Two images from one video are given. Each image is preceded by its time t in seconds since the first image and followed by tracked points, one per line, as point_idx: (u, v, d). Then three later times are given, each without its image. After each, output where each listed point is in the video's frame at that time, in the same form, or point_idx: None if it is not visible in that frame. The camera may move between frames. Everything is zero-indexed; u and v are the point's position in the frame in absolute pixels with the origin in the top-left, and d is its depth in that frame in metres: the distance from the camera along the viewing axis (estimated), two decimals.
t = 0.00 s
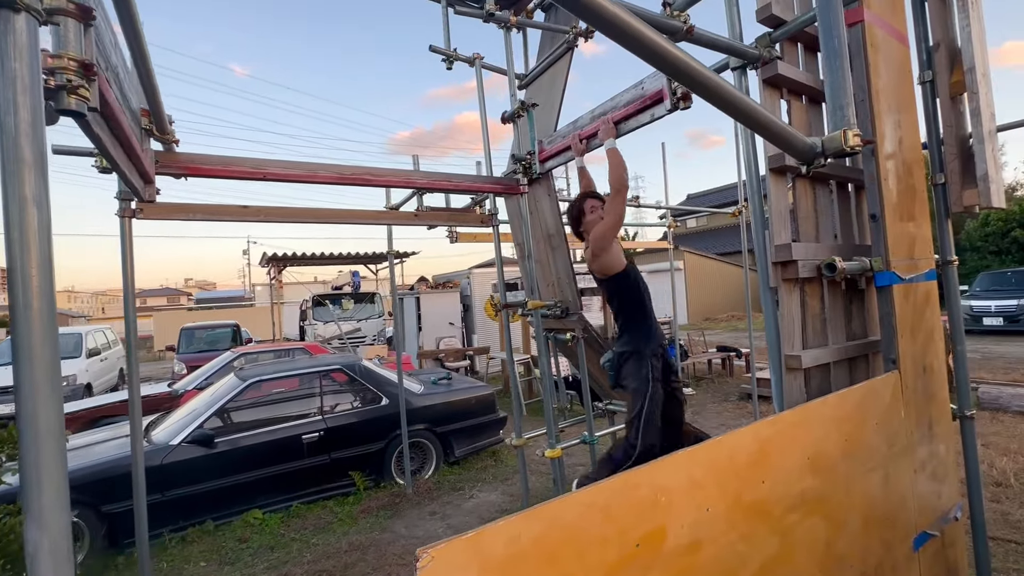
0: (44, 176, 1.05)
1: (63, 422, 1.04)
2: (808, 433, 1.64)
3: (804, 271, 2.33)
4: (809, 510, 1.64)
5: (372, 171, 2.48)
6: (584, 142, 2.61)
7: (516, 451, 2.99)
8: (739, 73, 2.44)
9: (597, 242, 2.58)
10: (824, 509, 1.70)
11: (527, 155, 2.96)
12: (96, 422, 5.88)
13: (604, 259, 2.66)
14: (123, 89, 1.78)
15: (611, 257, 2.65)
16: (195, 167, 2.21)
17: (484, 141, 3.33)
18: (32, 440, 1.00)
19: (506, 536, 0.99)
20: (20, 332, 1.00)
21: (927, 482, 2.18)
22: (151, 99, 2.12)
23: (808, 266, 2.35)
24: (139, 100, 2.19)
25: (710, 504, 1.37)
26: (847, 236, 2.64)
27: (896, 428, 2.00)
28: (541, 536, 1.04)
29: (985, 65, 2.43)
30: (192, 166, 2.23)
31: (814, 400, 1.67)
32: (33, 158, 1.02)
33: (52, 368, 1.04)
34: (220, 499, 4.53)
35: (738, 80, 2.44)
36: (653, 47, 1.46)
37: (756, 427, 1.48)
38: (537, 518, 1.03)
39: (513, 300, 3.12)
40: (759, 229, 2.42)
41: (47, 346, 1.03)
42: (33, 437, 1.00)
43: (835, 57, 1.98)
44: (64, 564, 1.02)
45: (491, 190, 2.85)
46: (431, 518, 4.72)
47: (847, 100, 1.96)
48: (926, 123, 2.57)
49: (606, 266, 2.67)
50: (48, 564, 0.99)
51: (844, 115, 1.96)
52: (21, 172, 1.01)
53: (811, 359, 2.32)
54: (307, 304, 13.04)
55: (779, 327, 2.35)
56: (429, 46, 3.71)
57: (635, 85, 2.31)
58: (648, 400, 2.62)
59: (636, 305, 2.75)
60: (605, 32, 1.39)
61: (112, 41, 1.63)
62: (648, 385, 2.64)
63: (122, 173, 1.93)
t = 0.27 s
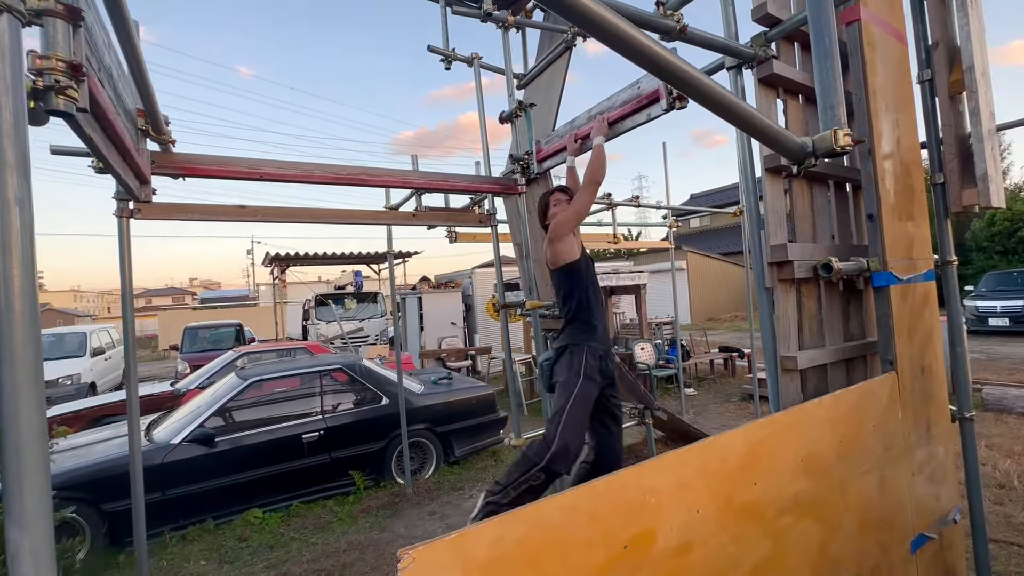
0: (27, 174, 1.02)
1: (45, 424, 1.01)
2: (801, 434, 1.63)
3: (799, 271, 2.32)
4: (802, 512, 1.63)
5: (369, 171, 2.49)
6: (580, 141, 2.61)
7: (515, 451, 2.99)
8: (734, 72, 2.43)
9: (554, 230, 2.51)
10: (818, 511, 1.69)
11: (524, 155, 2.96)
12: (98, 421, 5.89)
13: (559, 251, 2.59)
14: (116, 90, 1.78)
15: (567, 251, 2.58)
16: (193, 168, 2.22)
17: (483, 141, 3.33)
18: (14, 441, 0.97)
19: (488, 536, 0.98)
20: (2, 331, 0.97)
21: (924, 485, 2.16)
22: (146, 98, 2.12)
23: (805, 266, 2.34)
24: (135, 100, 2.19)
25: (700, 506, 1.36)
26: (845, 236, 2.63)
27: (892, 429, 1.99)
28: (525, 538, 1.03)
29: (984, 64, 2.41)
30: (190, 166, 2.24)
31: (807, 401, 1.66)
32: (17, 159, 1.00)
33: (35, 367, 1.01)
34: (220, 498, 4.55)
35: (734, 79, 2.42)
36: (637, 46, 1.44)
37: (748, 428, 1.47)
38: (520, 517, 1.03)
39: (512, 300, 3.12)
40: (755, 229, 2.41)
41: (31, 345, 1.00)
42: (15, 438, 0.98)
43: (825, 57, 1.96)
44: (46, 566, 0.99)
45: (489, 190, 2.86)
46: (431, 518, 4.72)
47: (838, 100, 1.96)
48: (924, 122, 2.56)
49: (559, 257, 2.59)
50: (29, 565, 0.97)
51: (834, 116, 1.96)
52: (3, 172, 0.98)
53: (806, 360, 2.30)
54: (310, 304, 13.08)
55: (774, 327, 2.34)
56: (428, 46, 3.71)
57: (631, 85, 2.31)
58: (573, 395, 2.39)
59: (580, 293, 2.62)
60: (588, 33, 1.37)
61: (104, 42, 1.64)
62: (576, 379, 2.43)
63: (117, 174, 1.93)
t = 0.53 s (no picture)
0: (20, 176, 1.03)
1: (38, 421, 1.01)
2: (796, 434, 1.62)
3: (796, 271, 2.31)
4: (798, 512, 1.63)
5: (369, 171, 2.49)
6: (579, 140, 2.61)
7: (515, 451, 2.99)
8: (731, 72, 2.41)
9: (549, 222, 2.50)
10: (814, 511, 1.68)
11: (524, 155, 2.96)
12: (103, 419, 5.93)
13: (547, 241, 2.59)
14: (115, 90, 1.78)
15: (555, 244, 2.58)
16: (193, 168, 2.23)
17: (483, 140, 3.33)
18: (6, 439, 0.97)
19: (477, 534, 0.99)
20: None
21: (924, 485, 2.15)
22: (146, 98, 2.12)
23: (802, 266, 2.33)
24: (134, 100, 2.19)
25: (693, 506, 1.35)
26: (844, 236, 2.62)
27: (890, 429, 1.98)
28: (513, 536, 1.04)
29: (985, 62, 2.39)
30: (190, 166, 2.25)
31: (804, 401, 1.66)
32: (11, 161, 1.00)
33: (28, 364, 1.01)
34: (222, 496, 4.57)
35: (732, 78, 2.41)
36: (620, 42, 1.41)
37: (742, 427, 1.46)
38: (509, 516, 1.03)
39: (512, 299, 3.12)
40: (753, 229, 2.40)
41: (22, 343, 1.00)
42: (8, 435, 0.98)
43: (818, 54, 1.87)
44: (38, 562, 0.99)
45: (488, 190, 2.86)
46: (432, 517, 4.73)
47: (831, 99, 1.88)
48: (926, 121, 2.54)
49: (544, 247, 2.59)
50: (21, 561, 0.97)
51: (828, 114, 1.88)
52: None
53: (804, 360, 2.28)
54: (314, 303, 13.12)
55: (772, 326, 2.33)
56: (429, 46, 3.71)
57: (630, 84, 2.31)
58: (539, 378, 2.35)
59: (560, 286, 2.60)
60: (574, 30, 1.35)
61: (103, 43, 1.65)
62: (546, 363, 2.40)
63: (116, 174, 1.94)
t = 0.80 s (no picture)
0: (24, 176, 1.04)
1: (41, 415, 1.02)
2: (796, 433, 1.62)
3: (797, 270, 2.30)
4: (796, 510, 1.62)
5: (372, 170, 2.50)
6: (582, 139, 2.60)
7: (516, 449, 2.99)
8: (732, 70, 2.40)
9: (564, 226, 2.44)
10: (813, 511, 1.68)
11: (527, 153, 2.97)
12: (111, 416, 5.98)
13: (563, 246, 2.52)
14: (120, 90, 1.80)
15: (572, 248, 2.52)
16: (197, 167, 2.24)
17: (486, 139, 3.34)
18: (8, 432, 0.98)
19: (471, 529, 0.99)
20: None
21: (926, 485, 2.14)
22: (149, 98, 2.13)
23: (804, 265, 2.30)
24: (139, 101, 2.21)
25: (689, 503, 1.35)
26: (847, 234, 2.61)
27: (892, 429, 1.97)
28: (507, 531, 1.04)
29: (990, 59, 2.37)
30: (194, 165, 2.26)
31: (803, 399, 1.65)
32: (13, 161, 1.02)
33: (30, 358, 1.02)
34: (227, 493, 4.59)
35: (732, 76, 2.40)
36: (617, 41, 1.40)
37: (740, 426, 1.46)
38: (503, 512, 1.03)
39: (514, 297, 3.12)
40: (754, 228, 2.39)
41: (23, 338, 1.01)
42: (9, 428, 0.99)
43: (816, 52, 1.85)
44: (40, 551, 1.01)
45: (491, 189, 2.86)
46: (434, 515, 4.74)
47: (828, 96, 1.85)
48: (930, 118, 2.52)
49: (560, 253, 2.52)
50: (23, 550, 0.98)
51: (825, 112, 1.85)
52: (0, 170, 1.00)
53: (804, 359, 2.27)
54: (319, 302, 13.17)
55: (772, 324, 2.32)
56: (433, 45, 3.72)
57: (632, 83, 2.31)
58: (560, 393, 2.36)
59: (573, 295, 2.55)
60: (571, 30, 1.34)
61: (108, 43, 1.66)
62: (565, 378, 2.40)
63: (120, 173, 1.96)
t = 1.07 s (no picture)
0: (27, 176, 1.05)
1: (44, 412, 1.03)
2: (792, 431, 1.62)
3: (796, 271, 2.29)
4: (792, 509, 1.62)
5: (374, 169, 2.51)
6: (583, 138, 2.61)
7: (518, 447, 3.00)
8: (731, 69, 2.39)
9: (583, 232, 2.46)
10: (810, 510, 1.67)
11: (528, 153, 2.97)
12: (118, 413, 6.02)
13: (585, 250, 2.55)
14: (124, 91, 1.81)
15: (593, 249, 2.56)
16: (200, 167, 2.26)
17: (488, 139, 3.34)
18: (14, 426, 0.99)
19: (463, 525, 1.00)
20: (2, 321, 0.99)
21: (925, 485, 2.14)
22: (154, 99, 2.15)
23: (802, 264, 2.29)
24: (143, 102, 2.22)
25: (683, 500, 1.35)
26: (847, 234, 2.60)
27: (891, 428, 1.97)
28: (500, 526, 1.04)
29: (992, 57, 2.36)
30: (198, 165, 2.28)
31: (800, 398, 1.65)
32: (17, 161, 1.03)
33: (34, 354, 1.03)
34: (231, 490, 4.62)
35: (731, 76, 2.39)
36: (613, 42, 1.41)
37: (735, 424, 1.46)
38: (496, 507, 1.03)
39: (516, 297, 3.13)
40: (753, 227, 2.39)
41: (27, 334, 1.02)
42: (14, 421, 1.00)
43: (811, 52, 1.84)
44: (44, 543, 1.02)
45: (492, 188, 2.87)
46: (437, 513, 4.76)
47: (821, 97, 1.81)
48: (931, 117, 2.51)
49: (583, 257, 2.56)
50: (27, 542, 0.99)
51: (819, 111, 1.83)
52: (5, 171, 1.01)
53: (803, 358, 2.26)
54: (324, 301, 13.22)
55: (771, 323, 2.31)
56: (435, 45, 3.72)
57: (632, 82, 2.31)
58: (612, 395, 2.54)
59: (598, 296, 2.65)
60: (567, 33, 1.35)
61: (112, 46, 1.68)
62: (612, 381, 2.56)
63: (125, 174, 1.97)
